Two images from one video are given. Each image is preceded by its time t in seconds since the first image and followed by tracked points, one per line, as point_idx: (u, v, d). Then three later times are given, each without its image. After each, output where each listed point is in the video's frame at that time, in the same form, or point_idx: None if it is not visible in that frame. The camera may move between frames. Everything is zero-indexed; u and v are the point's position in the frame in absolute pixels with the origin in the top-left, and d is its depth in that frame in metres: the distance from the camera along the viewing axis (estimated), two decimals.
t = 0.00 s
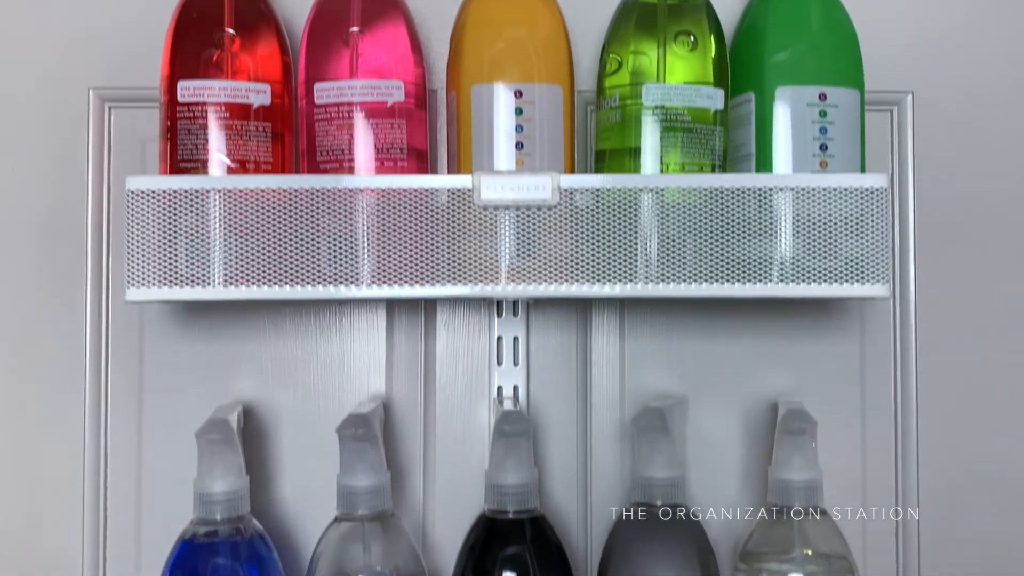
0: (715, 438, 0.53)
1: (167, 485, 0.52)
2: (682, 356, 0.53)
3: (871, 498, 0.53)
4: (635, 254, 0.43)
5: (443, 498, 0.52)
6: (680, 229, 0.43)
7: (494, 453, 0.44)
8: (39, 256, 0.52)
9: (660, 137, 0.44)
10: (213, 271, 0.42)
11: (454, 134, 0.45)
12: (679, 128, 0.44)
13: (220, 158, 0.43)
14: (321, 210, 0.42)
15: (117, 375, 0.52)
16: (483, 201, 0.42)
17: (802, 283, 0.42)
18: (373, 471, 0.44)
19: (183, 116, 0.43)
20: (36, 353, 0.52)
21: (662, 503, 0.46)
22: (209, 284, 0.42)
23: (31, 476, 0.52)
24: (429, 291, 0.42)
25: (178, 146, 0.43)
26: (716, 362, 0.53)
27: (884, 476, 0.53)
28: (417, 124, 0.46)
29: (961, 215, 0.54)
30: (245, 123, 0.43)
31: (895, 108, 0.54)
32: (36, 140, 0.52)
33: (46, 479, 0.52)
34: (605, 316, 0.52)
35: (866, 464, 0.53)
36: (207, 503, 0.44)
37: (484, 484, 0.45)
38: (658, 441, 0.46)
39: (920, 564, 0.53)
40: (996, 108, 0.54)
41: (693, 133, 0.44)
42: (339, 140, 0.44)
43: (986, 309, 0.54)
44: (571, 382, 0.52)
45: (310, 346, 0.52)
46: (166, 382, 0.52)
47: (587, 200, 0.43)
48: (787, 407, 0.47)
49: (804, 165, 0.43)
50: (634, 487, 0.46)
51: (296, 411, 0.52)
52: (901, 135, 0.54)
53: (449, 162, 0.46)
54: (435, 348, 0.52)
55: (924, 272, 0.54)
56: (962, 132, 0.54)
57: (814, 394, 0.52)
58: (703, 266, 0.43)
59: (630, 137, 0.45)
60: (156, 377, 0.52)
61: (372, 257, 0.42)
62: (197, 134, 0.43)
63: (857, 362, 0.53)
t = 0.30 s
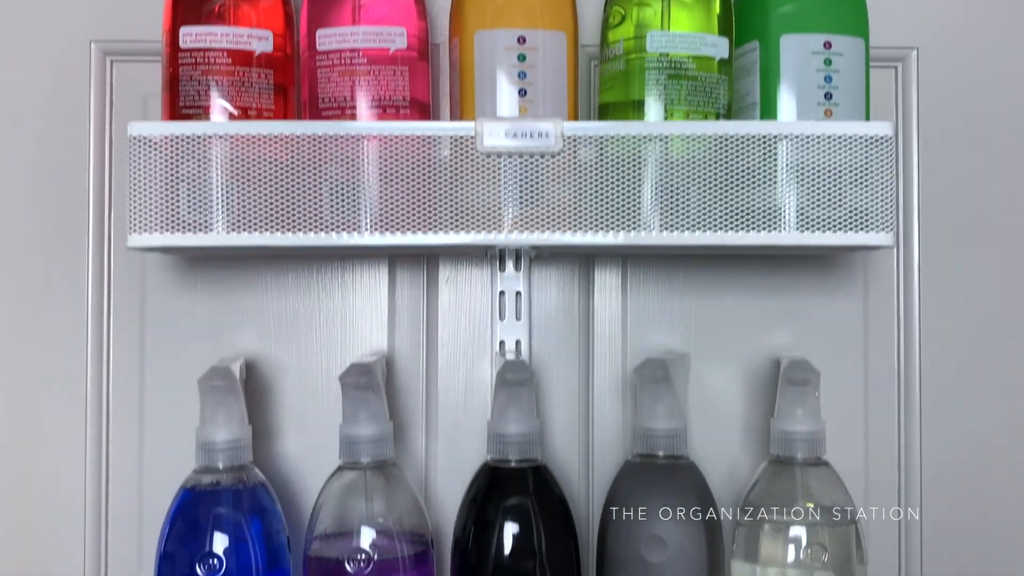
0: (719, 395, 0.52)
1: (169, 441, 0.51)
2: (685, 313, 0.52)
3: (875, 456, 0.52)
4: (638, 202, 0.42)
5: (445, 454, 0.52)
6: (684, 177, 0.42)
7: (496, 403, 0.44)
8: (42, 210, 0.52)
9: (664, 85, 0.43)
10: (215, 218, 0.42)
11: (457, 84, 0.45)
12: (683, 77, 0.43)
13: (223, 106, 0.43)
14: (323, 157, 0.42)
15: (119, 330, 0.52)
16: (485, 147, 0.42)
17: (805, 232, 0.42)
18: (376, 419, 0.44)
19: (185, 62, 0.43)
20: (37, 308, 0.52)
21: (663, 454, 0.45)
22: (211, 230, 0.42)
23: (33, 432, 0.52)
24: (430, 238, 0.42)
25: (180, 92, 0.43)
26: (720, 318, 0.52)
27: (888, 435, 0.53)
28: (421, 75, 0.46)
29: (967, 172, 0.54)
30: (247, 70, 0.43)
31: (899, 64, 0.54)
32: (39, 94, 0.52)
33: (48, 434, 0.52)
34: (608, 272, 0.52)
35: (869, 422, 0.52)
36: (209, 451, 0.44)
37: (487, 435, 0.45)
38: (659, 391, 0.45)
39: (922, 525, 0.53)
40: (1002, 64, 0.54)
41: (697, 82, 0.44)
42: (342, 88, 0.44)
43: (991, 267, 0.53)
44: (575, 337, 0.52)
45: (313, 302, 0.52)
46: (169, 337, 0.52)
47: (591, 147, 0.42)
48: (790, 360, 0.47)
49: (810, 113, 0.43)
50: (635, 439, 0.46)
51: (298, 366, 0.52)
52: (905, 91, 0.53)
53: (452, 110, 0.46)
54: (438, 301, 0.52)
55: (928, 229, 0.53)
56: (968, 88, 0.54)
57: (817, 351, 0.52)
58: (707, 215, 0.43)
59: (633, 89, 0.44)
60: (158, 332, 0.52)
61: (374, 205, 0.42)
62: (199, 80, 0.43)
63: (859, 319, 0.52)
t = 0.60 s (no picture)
0: (721, 344, 0.52)
1: (171, 390, 0.51)
2: (689, 264, 0.52)
3: (879, 409, 0.52)
4: (642, 143, 0.42)
5: (449, 405, 0.52)
6: (689, 118, 0.42)
7: (500, 346, 0.44)
8: (47, 159, 0.52)
9: (670, 27, 0.43)
10: (219, 157, 0.42)
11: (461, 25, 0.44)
12: (689, 20, 0.43)
13: (226, 47, 0.42)
14: (326, 97, 0.42)
15: (123, 278, 0.52)
16: (490, 87, 0.42)
17: (810, 173, 0.42)
18: (379, 361, 0.44)
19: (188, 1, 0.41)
20: (41, 257, 0.52)
21: (666, 398, 0.45)
22: (214, 169, 0.42)
23: (37, 380, 0.52)
24: (434, 178, 0.42)
25: (183, 31, 0.42)
26: (722, 268, 0.52)
27: (892, 385, 0.52)
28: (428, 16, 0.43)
29: (973, 123, 0.53)
30: (249, 11, 0.42)
31: (906, 15, 0.53)
32: (44, 43, 0.52)
33: (52, 382, 0.52)
34: (612, 222, 0.52)
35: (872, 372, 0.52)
36: (213, 392, 0.44)
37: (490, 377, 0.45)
38: (663, 336, 0.45)
39: (924, 480, 0.53)
40: (1009, 16, 0.54)
41: (703, 23, 0.43)
42: (346, 28, 0.42)
43: (997, 219, 0.53)
44: (579, 287, 0.52)
45: (316, 250, 0.52)
46: (172, 286, 0.52)
47: (596, 88, 0.42)
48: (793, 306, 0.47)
49: (814, 55, 0.42)
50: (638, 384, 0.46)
51: (302, 315, 0.52)
52: (911, 42, 0.53)
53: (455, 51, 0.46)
54: (441, 249, 0.52)
55: (934, 180, 0.53)
56: (974, 40, 0.53)
57: (821, 301, 0.52)
58: (711, 156, 0.42)
59: (637, 34, 0.43)
60: (162, 280, 0.52)
61: (378, 145, 0.42)
62: (202, 20, 0.42)
63: (864, 269, 0.52)
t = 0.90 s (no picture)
0: (726, 304, 0.51)
1: (174, 346, 0.51)
2: (695, 223, 0.52)
3: (886, 370, 0.51)
4: (648, 91, 0.42)
5: (452, 365, 0.52)
6: (695, 66, 0.42)
7: (504, 298, 0.44)
8: (49, 115, 0.52)
9: None
10: (222, 104, 0.41)
11: None
12: None
13: None
14: (331, 44, 0.42)
15: (126, 234, 0.52)
16: (496, 34, 0.42)
17: (815, 122, 0.42)
18: (383, 312, 0.44)
19: None
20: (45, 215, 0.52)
21: (671, 351, 0.45)
22: (219, 116, 0.41)
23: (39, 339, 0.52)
24: (438, 126, 0.42)
25: None
26: (727, 227, 0.52)
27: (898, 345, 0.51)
28: None
29: (984, 83, 0.53)
30: None
31: None
32: None
33: (55, 342, 0.52)
34: (616, 180, 0.52)
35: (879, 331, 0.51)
36: (217, 342, 0.44)
37: (495, 330, 0.45)
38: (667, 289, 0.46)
39: (931, 445, 0.52)
40: None
41: None
42: None
43: (1007, 181, 0.52)
44: (583, 245, 0.52)
45: (320, 208, 0.52)
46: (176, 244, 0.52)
47: (601, 35, 0.42)
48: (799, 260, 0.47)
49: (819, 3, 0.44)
50: (642, 337, 0.46)
51: (305, 272, 0.52)
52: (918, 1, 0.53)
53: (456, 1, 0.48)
54: (445, 207, 0.52)
55: (942, 140, 0.53)
56: None
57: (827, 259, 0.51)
58: (717, 105, 0.42)
59: None
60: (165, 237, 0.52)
61: (382, 93, 0.42)
62: None
63: (871, 227, 0.52)
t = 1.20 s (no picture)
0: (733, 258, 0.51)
1: (179, 299, 0.51)
2: (702, 177, 0.51)
3: (892, 325, 0.51)
4: (656, 34, 0.42)
5: (457, 320, 0.52)
6: (704, 8, 0.42)
7: (511, 245, 0.44)
8: (54, 68, 0.52)
9: None
10: (229, 46, 0.41)
11: None
12: None
13: None
14: None
15: (131, 187, 0.52)
16: None
17: (824, 66, 0.42)
18: (390, 259, 0.44)
19: None
20: (49, 168, 0.52)
21: (678, 300, 0.45)
22: (226, 59, 0.41)
23: (43, 292, 0.52)
24: (445, 69, 0.42)
25: None
26: (735, 181, 0.51)
27: (904, 299, 0.51)
28: None
29: (993, 39, 0.52)
30: None
31: None
32: None
33: (59, 295, 0.52)
34: (622, 134, 0.51)
35: (886, 285, 0.51)
36: (223, 286, 0.44)
37: (501, 278, 0.44)
38: (675, 238, 0.45)
39: (935, 402, 0.52)
40: None
41: None
42: None
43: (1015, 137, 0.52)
44: (590, 198, 0.51)
45: (325, 162, 0.52)
46: (180, 197, 0.51)
47: None
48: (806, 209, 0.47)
49: None
50: (649, 286, 0.46)
51: (311, 226, 0.52)
52: None
53: None
54: (451, 161, 0.52)
55: (950, 96, 0.52)
56: None
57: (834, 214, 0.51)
58: (725, 48, 0.42)
59: None
60: (170, 190, 0.51)
61: (388, 35, 0.42)
62: None
63: (877, 182, 0.51)
